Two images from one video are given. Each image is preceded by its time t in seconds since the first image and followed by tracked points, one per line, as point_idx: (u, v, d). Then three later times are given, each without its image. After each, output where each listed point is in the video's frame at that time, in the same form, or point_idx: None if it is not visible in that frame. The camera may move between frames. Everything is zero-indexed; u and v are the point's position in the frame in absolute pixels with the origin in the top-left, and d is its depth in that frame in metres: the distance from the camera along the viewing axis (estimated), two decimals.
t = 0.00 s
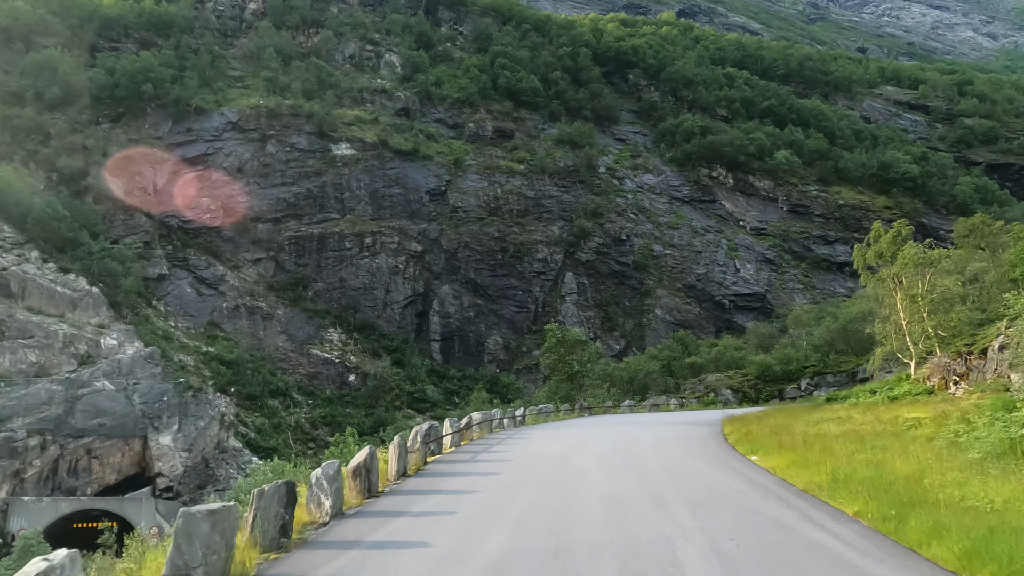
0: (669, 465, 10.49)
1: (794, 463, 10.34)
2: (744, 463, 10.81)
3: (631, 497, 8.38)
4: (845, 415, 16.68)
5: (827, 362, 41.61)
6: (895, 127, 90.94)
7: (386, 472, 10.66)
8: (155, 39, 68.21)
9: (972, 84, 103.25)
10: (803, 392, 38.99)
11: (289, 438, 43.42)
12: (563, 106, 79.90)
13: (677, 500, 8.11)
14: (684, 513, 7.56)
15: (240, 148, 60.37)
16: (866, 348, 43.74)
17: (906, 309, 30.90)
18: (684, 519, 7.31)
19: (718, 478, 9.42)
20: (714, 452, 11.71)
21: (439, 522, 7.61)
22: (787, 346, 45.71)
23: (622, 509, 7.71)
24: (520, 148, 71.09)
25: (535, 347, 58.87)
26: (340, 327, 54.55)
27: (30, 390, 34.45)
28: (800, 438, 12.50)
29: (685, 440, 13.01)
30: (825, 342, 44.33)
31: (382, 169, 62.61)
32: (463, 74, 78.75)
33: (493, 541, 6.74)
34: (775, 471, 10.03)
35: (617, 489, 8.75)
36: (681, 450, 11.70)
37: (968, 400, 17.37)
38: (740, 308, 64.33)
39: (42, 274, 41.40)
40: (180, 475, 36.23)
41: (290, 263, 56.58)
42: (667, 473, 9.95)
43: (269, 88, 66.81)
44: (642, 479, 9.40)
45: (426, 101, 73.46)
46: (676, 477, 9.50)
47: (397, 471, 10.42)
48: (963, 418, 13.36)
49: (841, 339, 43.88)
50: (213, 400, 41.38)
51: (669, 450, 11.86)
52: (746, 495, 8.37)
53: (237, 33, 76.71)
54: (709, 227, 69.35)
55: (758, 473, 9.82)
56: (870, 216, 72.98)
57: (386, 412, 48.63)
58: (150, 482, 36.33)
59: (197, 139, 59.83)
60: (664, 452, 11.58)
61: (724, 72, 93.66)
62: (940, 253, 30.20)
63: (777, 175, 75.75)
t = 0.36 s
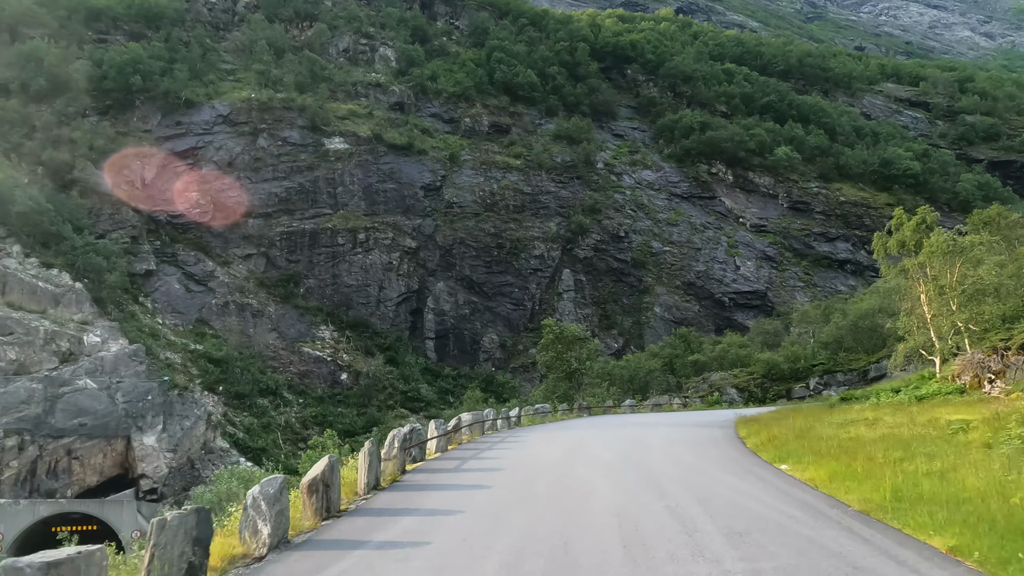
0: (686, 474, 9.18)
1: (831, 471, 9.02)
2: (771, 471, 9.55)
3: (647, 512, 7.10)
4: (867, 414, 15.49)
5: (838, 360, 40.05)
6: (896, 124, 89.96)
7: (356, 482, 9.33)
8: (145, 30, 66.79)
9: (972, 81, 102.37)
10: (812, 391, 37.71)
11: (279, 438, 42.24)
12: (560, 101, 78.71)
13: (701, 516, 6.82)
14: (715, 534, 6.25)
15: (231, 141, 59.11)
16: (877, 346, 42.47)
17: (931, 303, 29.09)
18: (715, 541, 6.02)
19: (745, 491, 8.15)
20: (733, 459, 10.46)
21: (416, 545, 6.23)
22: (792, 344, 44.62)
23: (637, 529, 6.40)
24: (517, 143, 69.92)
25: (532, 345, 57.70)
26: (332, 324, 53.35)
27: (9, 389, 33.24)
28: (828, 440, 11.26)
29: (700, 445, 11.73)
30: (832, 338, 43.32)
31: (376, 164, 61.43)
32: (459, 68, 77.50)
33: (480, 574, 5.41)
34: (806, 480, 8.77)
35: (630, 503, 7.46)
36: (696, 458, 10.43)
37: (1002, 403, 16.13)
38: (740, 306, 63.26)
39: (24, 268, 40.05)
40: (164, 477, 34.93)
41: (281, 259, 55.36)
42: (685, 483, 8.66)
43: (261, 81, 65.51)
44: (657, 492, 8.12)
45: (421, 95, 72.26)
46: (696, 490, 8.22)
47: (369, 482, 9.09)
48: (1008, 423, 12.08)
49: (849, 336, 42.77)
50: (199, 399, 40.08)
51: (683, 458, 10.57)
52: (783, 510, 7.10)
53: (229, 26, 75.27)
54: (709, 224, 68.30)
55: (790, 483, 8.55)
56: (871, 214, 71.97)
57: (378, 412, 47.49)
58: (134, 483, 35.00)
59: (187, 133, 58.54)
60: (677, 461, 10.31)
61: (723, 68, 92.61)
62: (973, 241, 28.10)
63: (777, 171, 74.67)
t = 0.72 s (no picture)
0: (706, 489, 7.92)
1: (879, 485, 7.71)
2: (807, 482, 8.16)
3: (673, 542, 5.79)
4: (893, 415, 14.23)
5: (847, 358, 37.81)
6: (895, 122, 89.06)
7: (311, 500, 7.77)
8: (133, 22, 65.36)
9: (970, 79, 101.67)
10: (820, 390, 35.30)
11: (266, 439, 41.05)
12: (556, 97, 77.60)
13: (744, 551, 5.40)
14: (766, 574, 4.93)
15: (220, 135, 57.80)
16: (887, 343, 40.99)
17: (958, 294, 26.30)
18: None
19: (786, 512, 6.76)
20: (760, 470, 9.08)
21: None
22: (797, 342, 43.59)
23: (667, 568, 5.06)
24: (512, 139, 68.79)
25: (527, 344, 56.53)
26: (322, 322, 52.18)
27: None
28: (864, 446, 9.90)
29: (717, 454, 10.35)
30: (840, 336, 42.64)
31: (368, 158, 60.25)
32: (453, 63, 76.33)
33: None
34: (853, 495, 7.39)
35: (651, 530, 6.11)
36: (717, 468, 9.05)
37: None
38: (739, 304, 62.22)
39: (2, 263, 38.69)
40: (145, 479, 33.61)
41: (271, 255, 54.16)
42: (711, 503, 7.27)
43: (251, 74, 64.24)
44: (681, 513, 6.78)
45: (415, 90, 71.10)
46: (727, 514, 6.80)
47: (325, 499, 7.54)
48: None
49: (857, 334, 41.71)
50: (183, 398, 38.79)
51: (701, 469, 9.19)
52: (839, 539, 5.79)
53: (220, 19, 73.87)
54: (707, 221, 67.30)
55: (836, 500, 7.21)
56: (871, 211, 70.94)
57: (369, 411, 46.35)
58: (114, 486, 33.73)
59: (175, 126, 57.23)
60: (694, 472, 8.91)
61: (721, 64, 91.70)
62: (1010, 226, 25.08)
63: (776, 168, 73.67)
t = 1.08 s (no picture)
0: (735, 508, 6.72)
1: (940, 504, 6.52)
2: (852, 503, 6.92)
3: None
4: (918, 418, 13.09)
5: (857, 359, 35.09)
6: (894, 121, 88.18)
7: (245, 537, 6.15)
8: (120, 16, 64.00)
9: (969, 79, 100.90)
10: (830, 393, 32.43)
11: (253, 442, 39.86)
12: (552, 94, 76.51)
13: None
14: None
15: (209, 131, 56.53)
16: (898, 343, 39.68)
17: (991, 288, 23.09)
18: None
19: (841, 541, 5.55)
20: (792, 486, 7.85)
21: None
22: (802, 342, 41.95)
23: None
24: (507, 136, 67.66)
25: (521, 345, 55.37)
26: (312, 322, 50.98)
27: None
28: (905, 456, 8.70)
29: (738, 467, 9.13)
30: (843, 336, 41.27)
31: (360, 155, 59.08)
32: (448, 60, 75.20)
33: None
34: (911, 519, 6.20)
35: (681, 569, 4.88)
36: (741, 485, 7.81)
37: None
38: (738, 305, 61.15)
39: None
40: (126, 484, 32.45)
41: (260, 253, 52.95)
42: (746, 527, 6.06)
43: (241, 69, 62.99)
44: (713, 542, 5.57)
45: (408, 86, 69.96)
46: (769, 543, 5.53)
47: (262, 535, 5.95)
48: None
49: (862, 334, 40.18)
50: (166, 399, 37.52)
51: (723, 485, 7.96)
52: None
53: (210, 14, 72.48)
54: (704, 220, 66.30)
55: (895, 524, 6.03)
56: (871, 211, 69.85)
57: (359, 414, 45.20)
58: (93, 491, 32.61)
59: (163, 121, 55.93)
60: (717, 489, 7.68)
61: (719, 62, 90.72)
62: None
63: (774, 167, 72.66)
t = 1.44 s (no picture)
0: (783, 545, 5.37)
1: None
2: (935, 539, 5.48)
3: None
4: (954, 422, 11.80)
5: (871, 359, 33.29)
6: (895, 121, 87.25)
7: None
8: (111, 11, 62.76)
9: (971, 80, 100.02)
10: (844, 398, 30.97)
11: (242, 446, 38.73)
12: (550, 93, 75.48)
13: None
14: None
15: (200, 128, 55.38)
16: (913, 347, 37.76)
17: None
18: None
19: None
20: (846, 514, 6.44)
21: None
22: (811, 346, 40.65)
23: None
24: (505, 135, 66.55)
25: (519, 347, 54.24)
26: (305, 323, 49.83)
27: None
28: (974, 471, 7.29)
29: (773, 489, 7.71)
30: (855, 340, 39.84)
31: (355, 154, 57.98)
32: (445, 58, 74.17)
33: None
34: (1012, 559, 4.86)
35: None
36: (786, 513, 6.37)
37: None
38: (739, 307, 60.02)
39: None
40: (109, 489, 31.13)
41: (252, 253, 51.82)
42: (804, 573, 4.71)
43: (234, 66, 61.86)
44: None
45: (405, 84, 68.89)
46: None
47: None
48: None
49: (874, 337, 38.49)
50: (151, 403, 36.31)
51: (762, 514, 6.54)
52: None
53: (204, 11, 71.26)
54: (705, 221, 65.25)
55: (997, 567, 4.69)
56: (874, 211, 68.82)
57: (352, 417, 44.06)
58: (74, 497, 31.35)
59: (153, 118, 54.75)
60: (757, 520, 6.22)
61: (719, 62, 89.73)
62: None
63: (776, 167, 71.60)
